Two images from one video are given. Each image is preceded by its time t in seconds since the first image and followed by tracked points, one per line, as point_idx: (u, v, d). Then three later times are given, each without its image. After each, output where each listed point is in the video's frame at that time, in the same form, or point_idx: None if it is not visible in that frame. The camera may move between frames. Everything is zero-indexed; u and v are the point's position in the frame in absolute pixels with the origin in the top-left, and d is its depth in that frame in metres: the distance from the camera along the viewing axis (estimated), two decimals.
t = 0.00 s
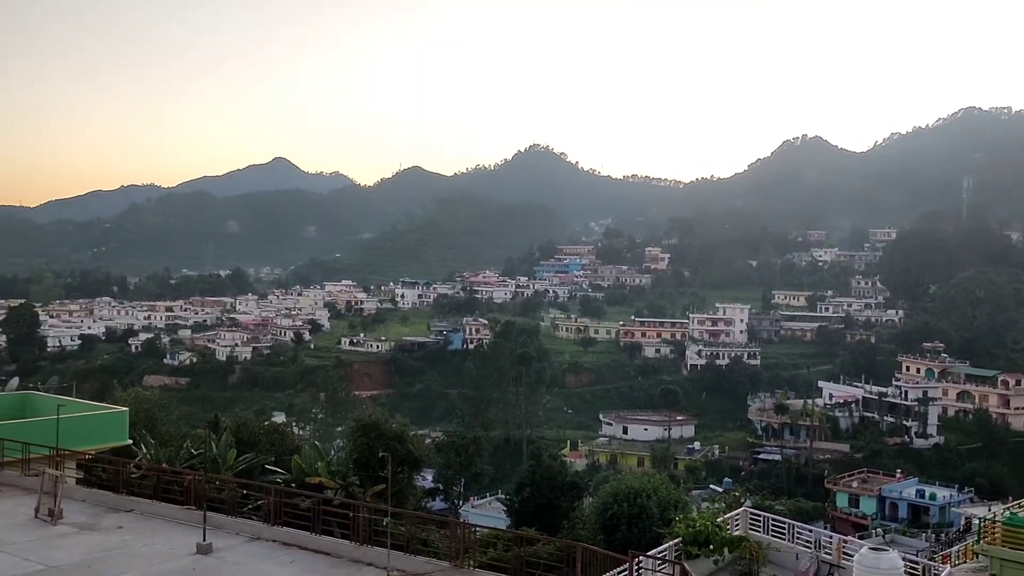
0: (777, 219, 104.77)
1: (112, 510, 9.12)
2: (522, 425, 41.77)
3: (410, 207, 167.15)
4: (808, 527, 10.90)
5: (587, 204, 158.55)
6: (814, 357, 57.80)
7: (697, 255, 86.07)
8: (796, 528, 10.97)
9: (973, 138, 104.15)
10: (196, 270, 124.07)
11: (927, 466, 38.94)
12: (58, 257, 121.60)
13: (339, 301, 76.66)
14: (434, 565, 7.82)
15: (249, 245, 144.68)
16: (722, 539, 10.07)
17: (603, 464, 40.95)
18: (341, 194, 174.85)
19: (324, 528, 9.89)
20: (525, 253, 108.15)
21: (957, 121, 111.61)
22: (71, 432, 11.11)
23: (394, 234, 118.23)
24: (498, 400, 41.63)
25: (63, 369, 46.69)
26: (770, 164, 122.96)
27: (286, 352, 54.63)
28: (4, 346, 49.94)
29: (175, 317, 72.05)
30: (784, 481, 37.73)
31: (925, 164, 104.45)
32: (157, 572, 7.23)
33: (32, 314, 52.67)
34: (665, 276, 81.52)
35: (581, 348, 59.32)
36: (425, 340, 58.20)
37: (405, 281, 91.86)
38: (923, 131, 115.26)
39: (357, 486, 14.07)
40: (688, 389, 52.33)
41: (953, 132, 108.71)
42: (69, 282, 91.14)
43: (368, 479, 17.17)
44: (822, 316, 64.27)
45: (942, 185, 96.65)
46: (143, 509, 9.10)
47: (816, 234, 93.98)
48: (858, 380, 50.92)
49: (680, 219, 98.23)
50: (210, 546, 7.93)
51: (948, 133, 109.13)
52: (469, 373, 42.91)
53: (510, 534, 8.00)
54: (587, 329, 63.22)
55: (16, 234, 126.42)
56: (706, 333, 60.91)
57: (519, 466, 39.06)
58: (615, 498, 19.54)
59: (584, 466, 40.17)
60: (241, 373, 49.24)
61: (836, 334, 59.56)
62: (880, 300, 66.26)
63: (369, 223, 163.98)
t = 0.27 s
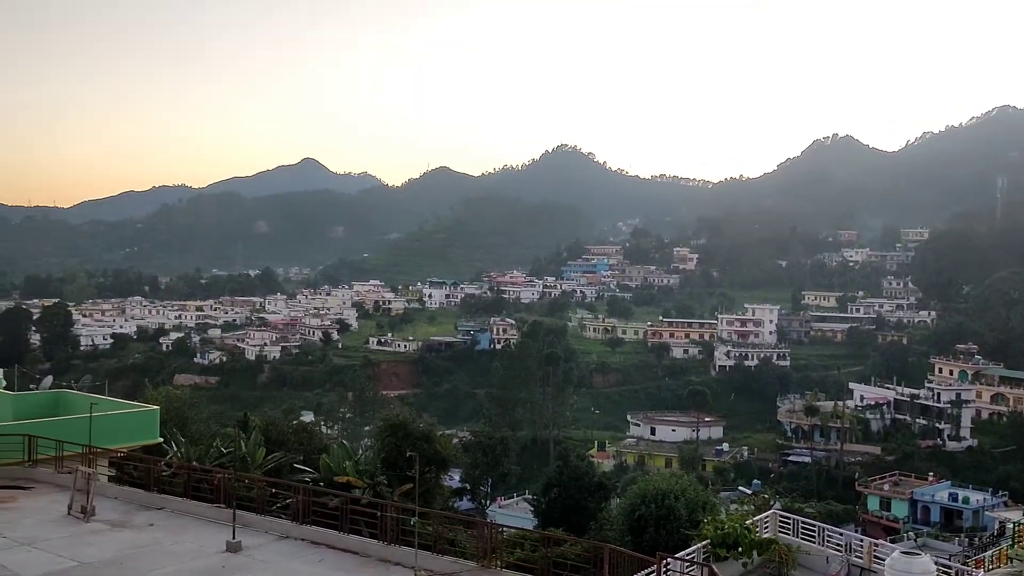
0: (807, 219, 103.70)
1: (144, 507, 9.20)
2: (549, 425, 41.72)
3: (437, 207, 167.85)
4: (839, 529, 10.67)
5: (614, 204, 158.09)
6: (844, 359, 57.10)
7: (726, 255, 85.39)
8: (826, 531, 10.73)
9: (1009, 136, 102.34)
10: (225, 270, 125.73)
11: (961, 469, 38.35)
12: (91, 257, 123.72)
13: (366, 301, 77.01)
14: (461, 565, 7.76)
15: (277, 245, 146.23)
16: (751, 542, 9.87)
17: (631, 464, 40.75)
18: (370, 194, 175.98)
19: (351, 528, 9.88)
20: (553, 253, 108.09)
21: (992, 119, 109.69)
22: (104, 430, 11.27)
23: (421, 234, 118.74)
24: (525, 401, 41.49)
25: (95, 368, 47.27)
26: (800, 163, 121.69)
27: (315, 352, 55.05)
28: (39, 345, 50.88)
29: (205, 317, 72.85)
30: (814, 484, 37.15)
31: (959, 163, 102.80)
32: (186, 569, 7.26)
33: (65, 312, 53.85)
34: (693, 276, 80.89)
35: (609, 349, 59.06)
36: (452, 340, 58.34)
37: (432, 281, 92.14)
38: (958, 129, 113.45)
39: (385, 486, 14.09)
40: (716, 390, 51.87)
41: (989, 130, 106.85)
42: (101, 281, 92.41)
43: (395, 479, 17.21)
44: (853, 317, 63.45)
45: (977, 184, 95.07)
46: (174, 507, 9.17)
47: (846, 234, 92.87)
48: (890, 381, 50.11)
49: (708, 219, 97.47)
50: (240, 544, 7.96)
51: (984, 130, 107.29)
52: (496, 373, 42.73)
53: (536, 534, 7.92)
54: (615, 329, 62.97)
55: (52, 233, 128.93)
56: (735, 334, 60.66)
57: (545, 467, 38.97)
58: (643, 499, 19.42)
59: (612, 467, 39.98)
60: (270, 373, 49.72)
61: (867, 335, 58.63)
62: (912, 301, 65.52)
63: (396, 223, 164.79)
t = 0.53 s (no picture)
0: (837, 221, 102.58)
1: (173, 505, 9.25)
2: (576, 427, 41.59)
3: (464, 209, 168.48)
4: (869, 533, 10.49)
5: (641, 205, 157.56)
6: (875, 361, 56.32)
7: (755, 257, 84.65)
8: (857, 535, 10.55)
9: None
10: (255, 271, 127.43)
11: (995, 474, 37.72)
12: (122, 258, 125.54)
13: (394, 302, 77.32)
14: (488, 566, 7.71)
15: (306, 246, 147.66)
16: (781, 546, 9.71)
17: (659, 467, 40.46)
18: (398, 195, 177.02)
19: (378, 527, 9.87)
20: (580, 254, 107.94)
21: None
22: (136, 430, 11.41)
23: (449, 235, 119.16)
24: (552, 402, 41.29)
25: (127, 368, 47.85)
26: (830, 164, 120.43)
27: (343, 353, 55.39)
28: (71, 345, 51.62)
29: (235, 317, 73.60)
30: (845, 489, 36.55)
31: (994, 163, 101.19)
32: (215, 568, 7.29)
33: (98, 313, 54.76)
34: (722, 278, 80.25)
35: (636, 350, 58.75)
36: (479, 341, 58.42)
37: (460, 282, 92.37)
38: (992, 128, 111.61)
39: (412, 487, 14.11)
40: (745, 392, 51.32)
41: None
42: (132, 281, 93.72)
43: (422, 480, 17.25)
44: (884, 319, 62.56)
45: (1013, 185, 93.48)
46: (203, 506, 9.23)
47: (877, 235, 91.67)
48: (921, 384, 49.27)
49: (736, 220, 96.58)
50: (268, 543, 7.98)
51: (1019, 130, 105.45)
52: (523, 374, 42.24)
53: (563, 535, 7.83)
54: (642, 331, 62.64)
55: (86, 236, 131.31)
56: (765, 336, 60.12)
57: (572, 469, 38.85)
58: (670, 501, 19.26)
59: (639, 469, 39.72)
60: (298, 374, 50.11)
61: (898, 337, 57.73)
62: (945, 304, 65.12)
63: (424, 223, 165.48)
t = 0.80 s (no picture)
0: (867, 222, 101.20)
1: (202, 505, 9.31)
2: (603, 429, 41.42)
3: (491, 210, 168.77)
4: (899, 538, 10.30)
5: (669, 206, 156.76)
6: (906, 363, 55.44)
7: (783, 258, 83.80)
8: (887, 539, 10.36)
9: None
10: (284, 273, 128.90)
11: None
12: (153, 259, 127.27)
13: (421, 304, 77.56)
14: (513, 568, 7.65)
15: (333, 247, 148.76)
16: (810, 550, 9.50)
17: (686, 469, 40.14)
18: (425, 197, 177.75)
19: (404, 528, 9.85)
20: (607, 256, 107.63)
21: None
22: (166, 430, 11.52)
23: (476, 237, 119.44)
24: (579, 404, 41.13)
25: (157, 368, 48.48)
26: (860, 164, 118.93)
27: (370, 354, 55.69)
28: (103, 345, 52.40)
29: (263, 319, 74.28)
30: (875, 492, 35.99)
31: None
32: (243, 567, 7.32)
33: (130, 315, 55.58)
34: (750, 279, 79.55)
35: (663, 352, 58.38)
36: (506, 343, 58.42)
37: (486, 283, 92.52)
38: None
39: (439, 488, 14.12)
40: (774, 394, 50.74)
41: None
42: (163, 283, 95.07)
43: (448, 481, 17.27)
44: (915, 321, 61.58)
45: None
46: (231, 506, 9.28)
47: (908, 236, 90.26)
48: (953, 388, 48.40)
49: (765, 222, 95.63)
50: (296, 544, 8.00)
51: None
52: (550, 376, 42.11)
53: (589, 538, 7.72)
54: (669, 333, 62.25)
55: (119, 238, 133.50)
56: (793, 338, 59.44)
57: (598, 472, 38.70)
58: (697, 504, 19.08)
59: (666, 471, 39.43)
60: (326, 374, 50.47)
61: (930, 340, 56.77)
62: (977, 305, 64.09)
63: (451, 224, 166.08)
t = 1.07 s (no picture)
0: (900, 223, 99.67)
1: (234, 505, 9.37)
2: (633, 431, 41.18)
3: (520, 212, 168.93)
4: (934, 542, 10.13)
5: (699, 207, 155.69)
6: (942, 366, 54.43)
7: (815, 260, 82.83)
8: (922, 544, 10.19)
9: None
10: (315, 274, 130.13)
11: None
12: (186, 260, 129.00)
13: (450, 305, 77.77)
14: (543, 569, 7.57)
15: (363, 249, 149.80)
16: (843, 554, 9.12)
17: (717, 472, 39.76)
18: (454, 198, 178.43)
19: (435, 530, 9.82)
20: (637, 257, 107.18)
21: None
22: (197, 430, 11.64)
23: (505, 239, 119.66)
24: (609, 406, 40.92)
25: (190, 368, 49.10)
26: (894, 164, 117.24)
27: (399, 356, 55.98)
28: (137, 345, 53.17)
29: (294, 320, 74.99)
30: (908, 495, 35.38)
31: None
32: (275, 567, 7.35)
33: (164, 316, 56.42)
34: (781, 281, 78.71)
35: (694, 354, 57.91)
36: (535, 344, 58.41)
37: (515, 284, 92.63)
38: None
39: (469, 490, 14.15)
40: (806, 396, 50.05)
41: None
42: (195, 284, 96.40)
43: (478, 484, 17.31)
44: (949, 323, 60.49)
45: None
46: (262, 506, 9.33)
47: (942, 237, 88.68)
48: (989, 391, 47.50)
49: (796, 223, 94.56)
50: (327, 543, 8.02)
51: None
52: (579, 378, 41.97)
53: (620, 540, 7.62)
54: (700, 334, 61.77)
55: (154, 240, 135.63)
56: (826, 340, 58.62)
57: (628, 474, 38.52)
58: (728, 507, 18.86)
59: (697, 474, 39.10)
60: (356, 376, 50.80)
61: (965, 342, 55.68)
62: (1013, 309, 63.19)
63: (481, 225, 166.47)
